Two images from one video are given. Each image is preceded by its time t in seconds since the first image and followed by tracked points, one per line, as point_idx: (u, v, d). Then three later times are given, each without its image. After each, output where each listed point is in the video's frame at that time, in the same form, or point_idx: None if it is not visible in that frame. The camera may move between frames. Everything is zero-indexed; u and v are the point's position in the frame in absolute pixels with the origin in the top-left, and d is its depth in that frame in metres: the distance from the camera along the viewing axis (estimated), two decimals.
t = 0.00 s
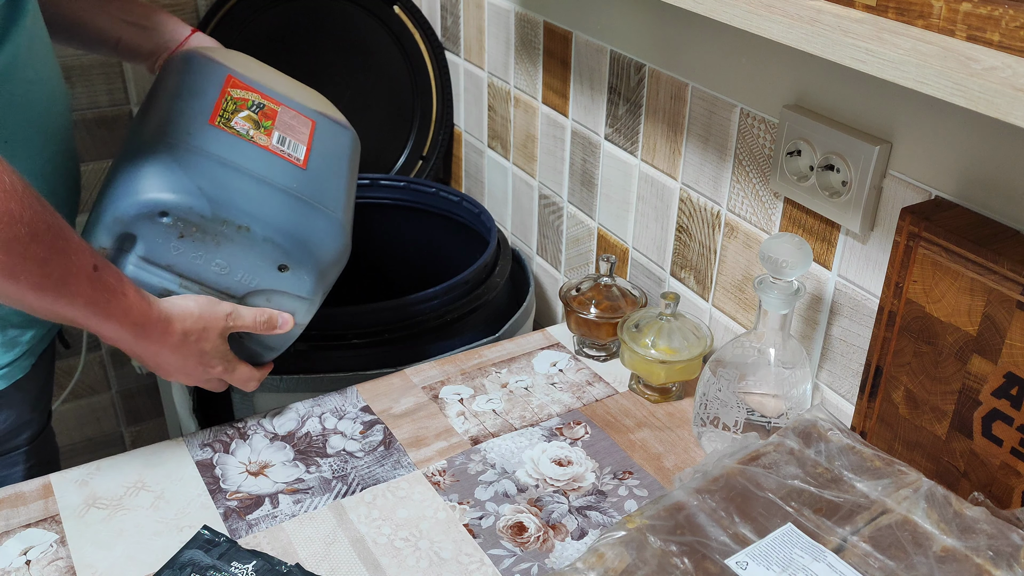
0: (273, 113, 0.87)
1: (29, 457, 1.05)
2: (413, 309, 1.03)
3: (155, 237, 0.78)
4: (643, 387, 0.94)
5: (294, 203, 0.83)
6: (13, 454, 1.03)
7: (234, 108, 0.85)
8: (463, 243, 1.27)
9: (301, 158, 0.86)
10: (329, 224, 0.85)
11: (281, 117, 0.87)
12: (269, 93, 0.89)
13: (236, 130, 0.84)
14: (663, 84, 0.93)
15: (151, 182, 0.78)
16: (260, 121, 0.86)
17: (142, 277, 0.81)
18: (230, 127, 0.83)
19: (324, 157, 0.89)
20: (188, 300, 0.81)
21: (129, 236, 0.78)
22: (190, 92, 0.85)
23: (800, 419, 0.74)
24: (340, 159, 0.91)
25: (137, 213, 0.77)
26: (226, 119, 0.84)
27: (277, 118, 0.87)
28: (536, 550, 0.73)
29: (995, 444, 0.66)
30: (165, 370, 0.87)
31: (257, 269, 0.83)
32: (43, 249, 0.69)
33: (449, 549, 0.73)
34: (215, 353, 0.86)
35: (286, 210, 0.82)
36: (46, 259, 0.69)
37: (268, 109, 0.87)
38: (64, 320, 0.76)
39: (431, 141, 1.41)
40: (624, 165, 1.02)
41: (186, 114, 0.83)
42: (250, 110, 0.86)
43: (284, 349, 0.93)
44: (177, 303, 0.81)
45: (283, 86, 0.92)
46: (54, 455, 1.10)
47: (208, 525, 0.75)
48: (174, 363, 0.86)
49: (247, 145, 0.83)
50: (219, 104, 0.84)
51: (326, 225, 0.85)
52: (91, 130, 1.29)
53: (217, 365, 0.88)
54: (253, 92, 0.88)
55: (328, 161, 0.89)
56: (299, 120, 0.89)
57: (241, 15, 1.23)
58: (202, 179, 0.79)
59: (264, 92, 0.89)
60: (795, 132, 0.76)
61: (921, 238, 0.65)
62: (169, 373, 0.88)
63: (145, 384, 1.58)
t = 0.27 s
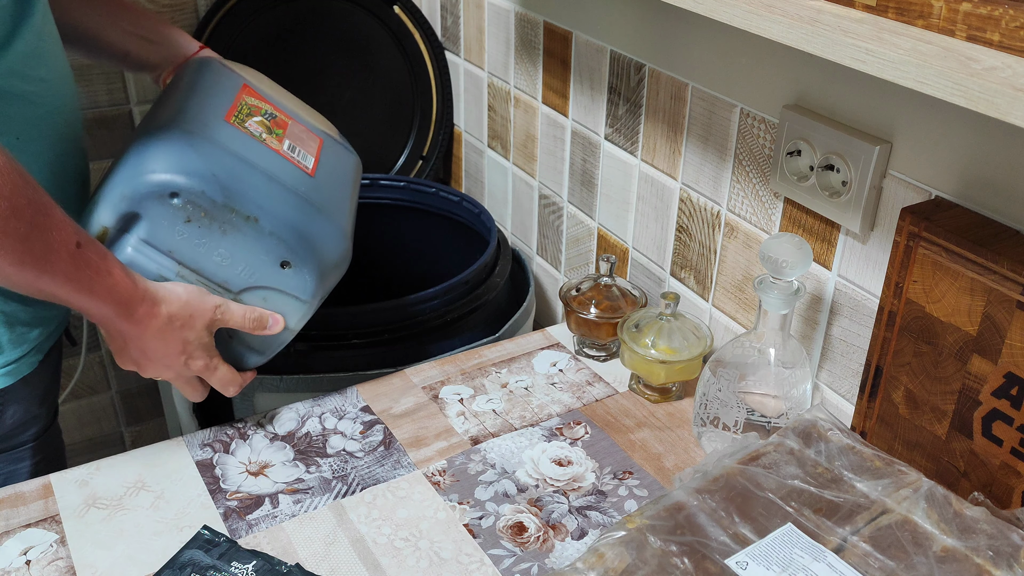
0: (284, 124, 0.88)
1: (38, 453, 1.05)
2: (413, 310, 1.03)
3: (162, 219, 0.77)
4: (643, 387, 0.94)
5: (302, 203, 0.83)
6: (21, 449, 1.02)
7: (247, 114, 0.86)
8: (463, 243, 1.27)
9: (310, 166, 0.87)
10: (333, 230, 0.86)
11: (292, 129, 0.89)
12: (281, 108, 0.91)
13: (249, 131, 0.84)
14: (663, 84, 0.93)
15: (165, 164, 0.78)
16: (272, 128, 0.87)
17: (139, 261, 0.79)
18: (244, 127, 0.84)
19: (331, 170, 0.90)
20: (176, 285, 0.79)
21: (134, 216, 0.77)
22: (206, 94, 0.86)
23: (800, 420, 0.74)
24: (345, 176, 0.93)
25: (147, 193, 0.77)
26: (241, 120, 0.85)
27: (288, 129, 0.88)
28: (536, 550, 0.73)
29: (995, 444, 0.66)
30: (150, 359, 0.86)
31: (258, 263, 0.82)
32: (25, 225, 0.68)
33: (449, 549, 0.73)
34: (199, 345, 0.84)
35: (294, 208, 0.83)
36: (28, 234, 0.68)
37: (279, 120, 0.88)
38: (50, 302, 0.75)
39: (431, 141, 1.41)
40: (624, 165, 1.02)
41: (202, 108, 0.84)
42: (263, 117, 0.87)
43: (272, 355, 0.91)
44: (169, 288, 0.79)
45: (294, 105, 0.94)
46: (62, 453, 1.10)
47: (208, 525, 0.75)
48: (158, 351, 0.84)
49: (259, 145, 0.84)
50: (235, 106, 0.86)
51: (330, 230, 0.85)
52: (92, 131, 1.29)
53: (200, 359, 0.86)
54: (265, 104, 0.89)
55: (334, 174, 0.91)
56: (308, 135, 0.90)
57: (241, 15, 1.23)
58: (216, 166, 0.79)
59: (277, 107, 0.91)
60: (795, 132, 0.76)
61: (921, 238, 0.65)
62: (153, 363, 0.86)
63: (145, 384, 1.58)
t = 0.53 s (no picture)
0: (285, 143, 0.89)
1: (39, 453, 1.04)
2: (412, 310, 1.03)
3: (154, 228, 0.77)
4: (643, 387, 0.94)
5: (293, 228, 0.84)
6: (23, 449, 1.02)
7: (251, 128, 0.86)
8: (462, 243, 1.27)
9: (306, 189, 0.88)
10: (322, 256, 0.87)
11: (292, 149, 0.89)
12: (285, 125, 0.91)
13: (250, 147, 0.84)
14: (663, 84, 0.93)
15: (163, 173, 0.78)
16: (273, 146, 0.87)
17: (125, 266, 0.78)
18: (245, 142, 0.84)
19: (326, 194, 0.91)
20: (159, 293, 0.79)
21: (126, 222, 0.77)
22: (211, 103, 0.86)
23: (800, 420, 0.74)
24: (340, 200, 0.94)
25: (142, 200, 0.77)
26: (243, 135, 0.85)
27: (288, 148, 0.89)
28: (536, 550, 0.73)
29: (995, 444, 0.66)
30: (127, 361, 0.85)
31: (245, 280, 0.82)
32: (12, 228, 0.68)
33: (449, 549, 0.73)
34: (175, 354, 0.84)
35: (286, 230, 0.84)
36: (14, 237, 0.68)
37: (281, 138, 0.89)
38: (34, 297, 0.75)
39: (431, 142, 1.41)
40: (624, 165, 1.02)
41: (206, 118, 0.84)
42: (266, 134, 0.87)
43: (250, 370, 0.90)
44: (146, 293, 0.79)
45: (298, 123, 0.95)
46: (64, 454, 1.10)
47: (208, 525, 0.75)
48: (137, 355, 0.84)
49: (258, 163, 0.84)
50: (239, 120, 0.86)
51: (319, 256, 0.86)
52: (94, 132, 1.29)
53: (176, 368, 0.86)
54: (270, 120, 0.89)
55: (329, 196, 0.92)
56: (308, 156, 0.91)
57: (241, 15, 1.23)
58: (215, 180, 0.80)
59: (281, 124, 0.91)
60: (795, 132, 0.76)
61: (920, 238, 0.65)
62: (130, 365, 0.86)
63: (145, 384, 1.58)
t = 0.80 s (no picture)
0: (289, 149, 0.89)
1: (44, 453, 1.04)
2: (412, 311, 1.03)
3: (160, 229, 0.77)
4: (643, 387, 0.94)
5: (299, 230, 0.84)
6: (28, 449, 1.02)
7: (256, 133, 0.86)
8: (462, 243, 1.27)
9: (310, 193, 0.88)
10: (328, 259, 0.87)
11: (296, 154, 0.89)
12: (290, 132, 0.92)
13: (256, 151, 0.85)
14: (663, 85, 0.93)
15: (171, 174, 0.78)
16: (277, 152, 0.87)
17: (130, 267, 0.78)
18: (251, 146, 0.84)
19: (330, 199, 0.91)
20: (162, 293, 0.79)
21: (132, 222, 0.77)
22: (218, 106, 0.86)
23: (800, 420, 0.74)
24: (344, 205, 0.94)
25: (149, 200, 0.77)
26: (249, 138, 0.85)
27: (292, 154, 0.89)
28: (536, 550, 0.73)
29: (995, 444, 0.66)
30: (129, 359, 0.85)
31: (249, 282, 0.82)
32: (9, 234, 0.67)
33: (449, 549, 0.73)
34: (180, 353, 0.83)
35: (292, 232, 0.83)
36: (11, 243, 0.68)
37: (286, 144, 0.89)
38: (32, 304, 0.75)
39: (431, 143, 1.41)
40: (624, 165, 1.02)
41: (214, 121, 0.84)
42: (270, 139, 0.87)
43: (251, 371, 0.90)
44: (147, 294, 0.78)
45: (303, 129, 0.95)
46: (67, 455, 1.09)
47: (208, 525, 0.75)
48: (139, 355, 0.84)
49: (263, 167, 0.84)
50: (245, 123, 0.86)
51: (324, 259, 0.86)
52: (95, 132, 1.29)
53: (182, 366, 0.85)
54: (275, 126, 0.90)
55: (334, 201, 0.92)
56: (312, 162, 0.91)
57: (243, 16, 1.23)
58: (221, 182, 0.80)
59: (286, 130, 0.91)
60: (795, 132, 0.76)
61: (920, 238, 0.65)
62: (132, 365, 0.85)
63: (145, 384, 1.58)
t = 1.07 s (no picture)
0: (291, 159, 0.89)
1: (51, 453, 1.04)
2: (411, 312, 1.03)
3: (165, 240, 0.77)
4: (643, 387, 0.94)
5: (301, 243, 0.84)
6: (35, 449, 1.02)
7: (259, 144, 0.86)
8: (462, 243, 1.27)
9: (311, 205, 0.88)
10: (329, 272, 0.87)
11: (298, 165, 0.89)
12: (294, 140, 0.92)
13: (258, 164, 0.84)
14: (663, 84, 0.93)
15: (174, 186, 0.78)
16: (279, 163, 0.87)
17: (135, 278, 0.78)
18: (254, 158, 0.84)
19: (333, 209, 0.91)
20: (169, 308, 0.79)
21: (136, 233, 0.77)
22: (222, 115, 0.86)
23: (800, 420, 0.74)
24: (346, 216, 0.93)
25: (154, 212, 0.77)
26: (252, 150, 0.85)
27: (294, 165, 0.89)
28: (536, 550, 0.73)
29: (995, 444, 0.66)
30: (144, 385, 0.84)
31: (252, 294, 0.82)
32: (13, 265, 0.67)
33: (449, 549, 0.73)
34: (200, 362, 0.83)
35: (295, 245, 0.83)
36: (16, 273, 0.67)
37: (288, 154, 0.89)
38: (39, 340, 0.74)
39: (431, 143, 1.41)
40: (624, 165, 1.02)
41: (218, 132, 0.84)
42: (272, 150, 0.87)
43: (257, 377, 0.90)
44: (155, 312, 0.78)
45: (303, 134, 0.94)
46: (74, 453, 1.10)
47: (208, 525, 0.75)
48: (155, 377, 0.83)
49: (264, 180, 0.84)
50: (248, 134, 0.86)
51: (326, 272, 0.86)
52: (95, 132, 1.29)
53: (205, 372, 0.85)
54: (279, 135, 0.89)
55: (336, 212, 0.92)
56: (313, 172, 0.91)
57: (245, 14, 1.23)
58: (224, 194, 0.80)
59: (290, 139, 0.91)
60: (795, 132, 0.76)
61: (920, 238, 0.65)
62: (147, 388, 0.85)
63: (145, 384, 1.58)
